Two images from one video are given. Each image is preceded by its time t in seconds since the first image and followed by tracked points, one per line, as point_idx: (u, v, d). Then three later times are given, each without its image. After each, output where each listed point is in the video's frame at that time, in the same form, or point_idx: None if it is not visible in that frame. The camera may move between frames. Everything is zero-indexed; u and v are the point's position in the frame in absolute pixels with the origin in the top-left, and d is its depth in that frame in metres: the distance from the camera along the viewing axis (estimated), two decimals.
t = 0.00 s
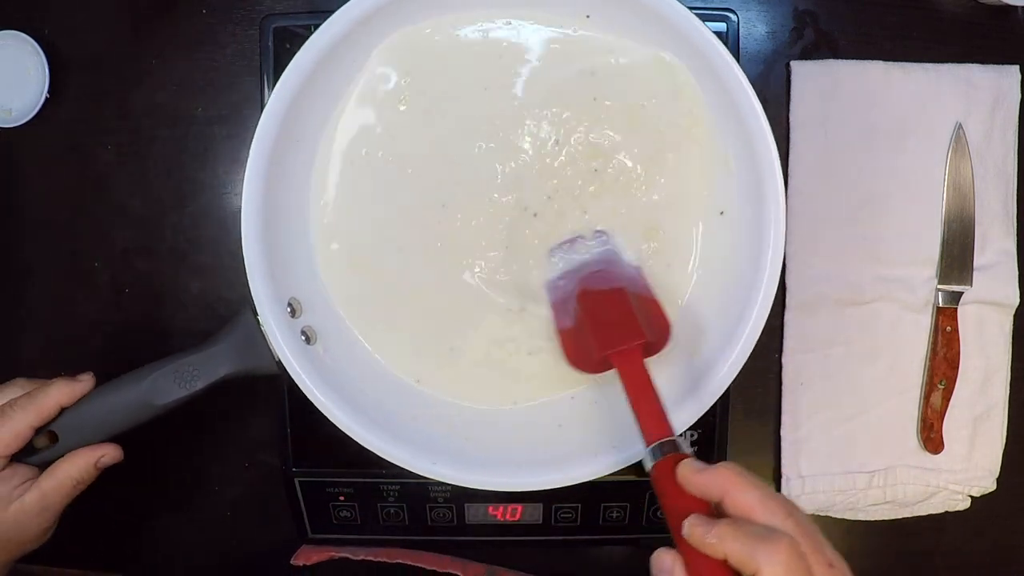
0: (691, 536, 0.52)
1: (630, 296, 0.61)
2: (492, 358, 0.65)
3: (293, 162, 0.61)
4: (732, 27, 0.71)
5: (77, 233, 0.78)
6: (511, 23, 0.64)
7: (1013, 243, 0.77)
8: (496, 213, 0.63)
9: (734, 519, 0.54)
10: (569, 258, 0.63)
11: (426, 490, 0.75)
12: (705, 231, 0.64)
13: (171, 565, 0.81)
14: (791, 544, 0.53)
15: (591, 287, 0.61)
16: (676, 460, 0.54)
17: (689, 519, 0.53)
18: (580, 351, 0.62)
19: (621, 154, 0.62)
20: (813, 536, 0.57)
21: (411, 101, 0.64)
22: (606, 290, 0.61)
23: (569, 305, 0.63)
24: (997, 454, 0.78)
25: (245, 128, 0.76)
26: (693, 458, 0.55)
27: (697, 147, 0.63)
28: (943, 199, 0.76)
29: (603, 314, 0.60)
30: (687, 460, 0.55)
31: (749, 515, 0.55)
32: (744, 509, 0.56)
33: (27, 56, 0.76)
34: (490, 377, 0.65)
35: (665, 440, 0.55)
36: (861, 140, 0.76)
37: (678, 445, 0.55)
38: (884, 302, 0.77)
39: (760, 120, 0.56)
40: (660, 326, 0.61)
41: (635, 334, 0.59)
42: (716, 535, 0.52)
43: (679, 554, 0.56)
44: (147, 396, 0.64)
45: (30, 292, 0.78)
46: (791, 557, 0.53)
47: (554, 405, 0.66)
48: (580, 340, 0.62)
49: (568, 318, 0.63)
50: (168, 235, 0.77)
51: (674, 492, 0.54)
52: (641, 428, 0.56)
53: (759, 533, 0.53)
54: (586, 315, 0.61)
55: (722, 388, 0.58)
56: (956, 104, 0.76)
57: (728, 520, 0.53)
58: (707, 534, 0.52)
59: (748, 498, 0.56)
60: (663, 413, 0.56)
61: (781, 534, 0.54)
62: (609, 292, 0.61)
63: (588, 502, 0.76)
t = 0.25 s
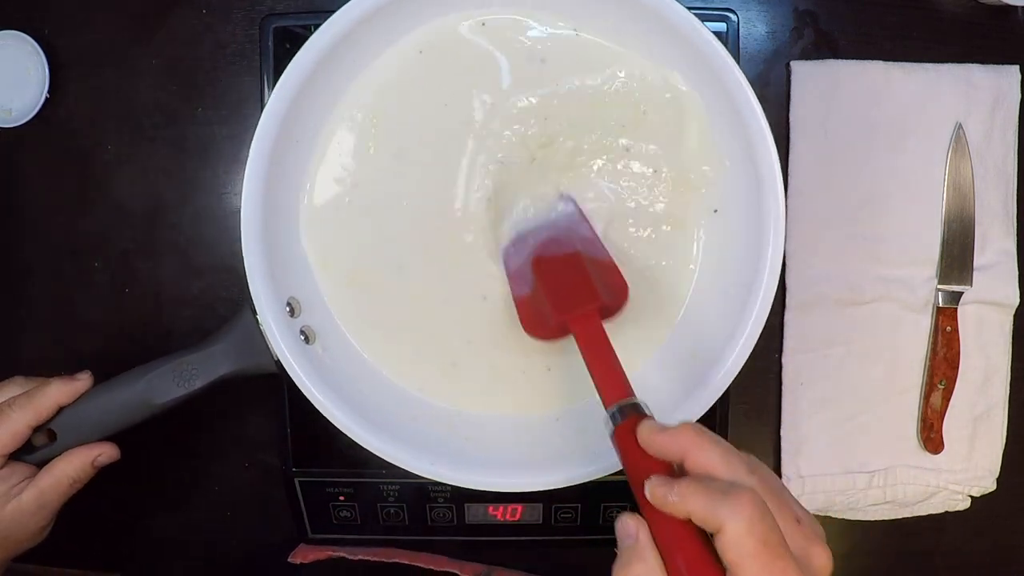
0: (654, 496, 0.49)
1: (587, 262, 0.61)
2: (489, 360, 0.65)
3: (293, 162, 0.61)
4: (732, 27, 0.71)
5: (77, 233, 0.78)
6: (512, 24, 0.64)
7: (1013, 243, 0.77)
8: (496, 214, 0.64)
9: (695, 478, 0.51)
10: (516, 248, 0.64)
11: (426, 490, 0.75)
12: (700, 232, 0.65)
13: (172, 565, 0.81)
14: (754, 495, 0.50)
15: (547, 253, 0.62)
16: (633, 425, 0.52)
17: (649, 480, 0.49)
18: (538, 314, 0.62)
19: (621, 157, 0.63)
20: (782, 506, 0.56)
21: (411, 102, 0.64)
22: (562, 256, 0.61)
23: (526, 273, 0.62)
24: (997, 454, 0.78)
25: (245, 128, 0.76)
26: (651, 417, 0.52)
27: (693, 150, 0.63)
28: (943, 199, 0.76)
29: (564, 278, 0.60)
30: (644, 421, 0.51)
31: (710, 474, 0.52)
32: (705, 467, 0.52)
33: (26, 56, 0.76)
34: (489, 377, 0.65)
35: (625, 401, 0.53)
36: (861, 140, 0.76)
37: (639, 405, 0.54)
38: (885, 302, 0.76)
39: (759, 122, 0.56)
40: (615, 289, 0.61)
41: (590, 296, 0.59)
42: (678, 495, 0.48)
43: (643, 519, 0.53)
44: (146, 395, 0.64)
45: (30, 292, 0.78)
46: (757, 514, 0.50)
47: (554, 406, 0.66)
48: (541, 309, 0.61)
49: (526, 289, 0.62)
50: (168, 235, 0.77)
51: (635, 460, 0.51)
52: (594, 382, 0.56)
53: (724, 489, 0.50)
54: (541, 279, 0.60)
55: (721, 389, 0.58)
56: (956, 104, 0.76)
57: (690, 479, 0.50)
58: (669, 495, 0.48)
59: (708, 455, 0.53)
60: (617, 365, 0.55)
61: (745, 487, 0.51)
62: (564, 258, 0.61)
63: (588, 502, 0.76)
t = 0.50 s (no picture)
0: (638, 414, 0.49)
1: (597, 178, 0.61)
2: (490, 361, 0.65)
3: (292, 163, 0.61)
4: (732, 27, 0.71)
5: (77, 233, 0.78)
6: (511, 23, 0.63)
7: (1013, 243, 0.77)
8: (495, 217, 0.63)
9: (680, 399, 0.50)
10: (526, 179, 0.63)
11: (426, 490, 0.75)
12: (701, 233, 0.65)
13: (171, 565, 0.81)
14: (739, 420, 0.50)
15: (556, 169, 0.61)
16: (623, 342, 0.53)
17: (636, 400, 0.49)
18: (540, 225, 0.61)
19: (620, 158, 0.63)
20: (772, 431, 0.53)
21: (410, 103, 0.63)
22: (573, 168, 0.61)
23: (535, 186, 0.62)
24: (996, 454, 0.78)
25: (245, 128, 0.76)
26: (644, 338, 0.53)
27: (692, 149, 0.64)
28: (943, 199, 0.76)
29: (575, 192, 0.59)
30: (637, 340, 0.52)
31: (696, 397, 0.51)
32: (690, 389, 0.51)
33: (27, 56, 0.76)
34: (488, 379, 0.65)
35: (619, 318, 0.54)
36: (861, 140, 0.76)
37: (633, 324, 0.55)
38: (885, 302, 0.76)
39: (759, 123, 0.56)
40: (622, 209, 0.61)
41: (593, 216, 0.58)
42: (660, 414, 0.48)
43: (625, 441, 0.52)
44: (146, 395, 0.64)
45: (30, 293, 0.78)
46: (739, 438, 0.49)
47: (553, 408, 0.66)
48: (540, 223, 0.61)
49: (531, 202, 0.62)
50: (168, 235, 0.77)
51: (625, 378, 0.52)
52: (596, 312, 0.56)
53: (707, 410, 0.49)
54: (549, 190, 0.60)
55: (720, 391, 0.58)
56: (956, 104, 0.76)
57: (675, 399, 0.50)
58: (653, 414, 0.48)
59: (697, 378, 0.51)
60: (619, 292, 0.56)
61: (729, 412, 0.50)
62: (575, 170, 0.61)
63: (588, 502, 0.76)
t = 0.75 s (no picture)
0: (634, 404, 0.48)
1: (593, 170, 0.59)
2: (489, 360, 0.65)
3: (292, 163, 0.61)
4: (732, 27, 0.71)
5: (77, 233, 0.78)
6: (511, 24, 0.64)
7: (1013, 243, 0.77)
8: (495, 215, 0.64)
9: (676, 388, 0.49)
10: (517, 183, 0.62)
11: (426, 490, 0.75)
12: (700, 232, 0.65)
13: (172, 565, 0.81)
14: (734, 411, 0.48)
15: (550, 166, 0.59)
16: (620, 334, 0.52)
17: (631, 390, 0.49)
18: (535, 219, 0.60)
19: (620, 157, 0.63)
20: (767, 420, 0.52)
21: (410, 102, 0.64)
22: (572, 159, 0.59)
23: (530, 178, 0.61)
24: (996, 454, 0.78)
25: (245, 128, 0.76)
26: (638, 328, 0.52)
27: (691, 149, 0.64)
28: (943, 199, 0.76)
29: (569, 182, 0.58)
30: (632, 330, 0.52)
31: (691, 386, 0.50)
32: (686, 378, 0.50)
33: (27, 56, 0.76)
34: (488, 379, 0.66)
35: (616, 310, 0.54)
36: (861, 140, 0.76)
37: (630, 315, 0.54)
38: (884, 301, 0.76)
39: (759, 121, 0.56)
40: (618, 205, 0.59)
41: (590, 208, 0.58)
42: (656, 404, 0.48)
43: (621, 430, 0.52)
44: (145, 394, 0.64)
45: (30, 293, 0.78)
46: (736, 427, 0.48)
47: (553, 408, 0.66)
48: (538, 216, 0.60)
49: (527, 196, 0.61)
50: (168, 235, 0.77)
51: (622, 371, 0.51)
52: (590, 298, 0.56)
53: (701, 399, 0.48)
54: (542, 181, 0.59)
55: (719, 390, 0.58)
56: (956, 104, 0.76)
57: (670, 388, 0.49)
58: (649, 404, 0.48)
59: (692, 366, 0.50)
60: (610, 278, 0.56)
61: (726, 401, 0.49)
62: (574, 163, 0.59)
63: (588, 502, 0.76)
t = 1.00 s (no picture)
0: (631, 439, 0.47)
1: (601, 204, 0.60)
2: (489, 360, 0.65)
3: (291, 163, 0.61)
4: (732, 27, 0.71)
5: (77, 232, 0.78)
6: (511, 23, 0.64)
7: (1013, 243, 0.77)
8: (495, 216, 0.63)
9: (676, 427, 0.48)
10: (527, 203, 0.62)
11: (426, 490, 0.75)
12: (700, 232, 0.65)
13: (171, 564, 0.82)
14: (730, 449, 0.47)
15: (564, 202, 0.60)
16: (622, 367, 0.52)
17: (628, 427, 0.48)
18: (543, 249, 0.61)
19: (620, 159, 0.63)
20: (763, 459, 0.51)
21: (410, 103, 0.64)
22: (579, 194, 0.60)
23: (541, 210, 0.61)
24: (996, 454, 0.78)
25: (245, 128, 0.76)
26: (643, 363, 0.52)
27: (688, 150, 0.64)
28: (943, 199, 0.76)
29: (573, 218, 0.59)
30: (633, 366, 0.51)
31: (692, 425, 0.49)
32: (686, 418, 0.49)
33: (27, 56, 0.76)
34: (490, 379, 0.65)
35: (618, 344, 0.54)
36: (861, 140, 0.76)
37: (632, 349, 0.54)
38: (884, 302, 0.76)
39: (759, 121, 0.56)
40: (625, 233, 0.60)
41: (600, 240, 0.58)
42: (652, 444, 0.47)
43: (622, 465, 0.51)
44: (144, 393, 0.64)
45: (29, 293, 0.78)
46: (731, 467, 0.47)
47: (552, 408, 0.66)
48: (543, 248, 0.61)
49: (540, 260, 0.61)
50: (168, 236, 0.77)
51: (621, 401, 0.50)
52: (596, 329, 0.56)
53: (701, 441, 0.47)
54: (551, 213, 0.60)
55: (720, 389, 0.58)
56: (955, 104, 0.76)
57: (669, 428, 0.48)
58: (645, 442, 0.47)
59: (691, 406, 0.49)
60: (617, 314, 0.56)
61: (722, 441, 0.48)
62: (582, 197, 0.60)
63: (588, 502, 0.76)
